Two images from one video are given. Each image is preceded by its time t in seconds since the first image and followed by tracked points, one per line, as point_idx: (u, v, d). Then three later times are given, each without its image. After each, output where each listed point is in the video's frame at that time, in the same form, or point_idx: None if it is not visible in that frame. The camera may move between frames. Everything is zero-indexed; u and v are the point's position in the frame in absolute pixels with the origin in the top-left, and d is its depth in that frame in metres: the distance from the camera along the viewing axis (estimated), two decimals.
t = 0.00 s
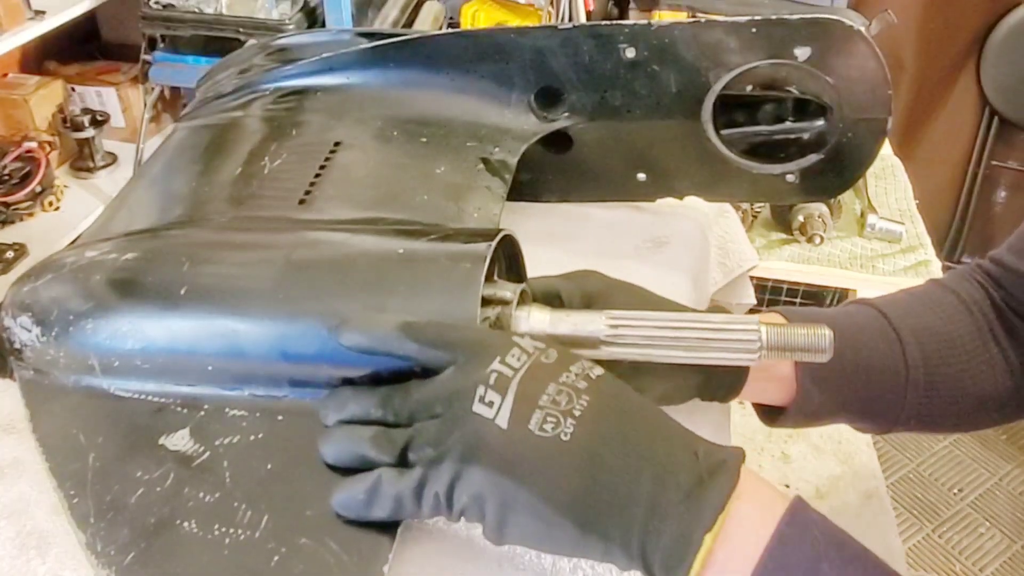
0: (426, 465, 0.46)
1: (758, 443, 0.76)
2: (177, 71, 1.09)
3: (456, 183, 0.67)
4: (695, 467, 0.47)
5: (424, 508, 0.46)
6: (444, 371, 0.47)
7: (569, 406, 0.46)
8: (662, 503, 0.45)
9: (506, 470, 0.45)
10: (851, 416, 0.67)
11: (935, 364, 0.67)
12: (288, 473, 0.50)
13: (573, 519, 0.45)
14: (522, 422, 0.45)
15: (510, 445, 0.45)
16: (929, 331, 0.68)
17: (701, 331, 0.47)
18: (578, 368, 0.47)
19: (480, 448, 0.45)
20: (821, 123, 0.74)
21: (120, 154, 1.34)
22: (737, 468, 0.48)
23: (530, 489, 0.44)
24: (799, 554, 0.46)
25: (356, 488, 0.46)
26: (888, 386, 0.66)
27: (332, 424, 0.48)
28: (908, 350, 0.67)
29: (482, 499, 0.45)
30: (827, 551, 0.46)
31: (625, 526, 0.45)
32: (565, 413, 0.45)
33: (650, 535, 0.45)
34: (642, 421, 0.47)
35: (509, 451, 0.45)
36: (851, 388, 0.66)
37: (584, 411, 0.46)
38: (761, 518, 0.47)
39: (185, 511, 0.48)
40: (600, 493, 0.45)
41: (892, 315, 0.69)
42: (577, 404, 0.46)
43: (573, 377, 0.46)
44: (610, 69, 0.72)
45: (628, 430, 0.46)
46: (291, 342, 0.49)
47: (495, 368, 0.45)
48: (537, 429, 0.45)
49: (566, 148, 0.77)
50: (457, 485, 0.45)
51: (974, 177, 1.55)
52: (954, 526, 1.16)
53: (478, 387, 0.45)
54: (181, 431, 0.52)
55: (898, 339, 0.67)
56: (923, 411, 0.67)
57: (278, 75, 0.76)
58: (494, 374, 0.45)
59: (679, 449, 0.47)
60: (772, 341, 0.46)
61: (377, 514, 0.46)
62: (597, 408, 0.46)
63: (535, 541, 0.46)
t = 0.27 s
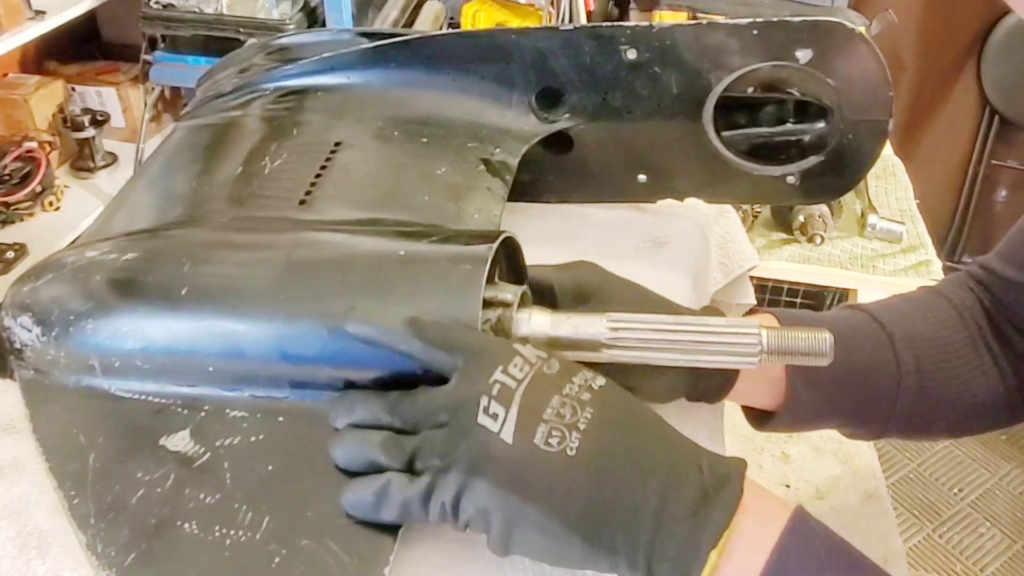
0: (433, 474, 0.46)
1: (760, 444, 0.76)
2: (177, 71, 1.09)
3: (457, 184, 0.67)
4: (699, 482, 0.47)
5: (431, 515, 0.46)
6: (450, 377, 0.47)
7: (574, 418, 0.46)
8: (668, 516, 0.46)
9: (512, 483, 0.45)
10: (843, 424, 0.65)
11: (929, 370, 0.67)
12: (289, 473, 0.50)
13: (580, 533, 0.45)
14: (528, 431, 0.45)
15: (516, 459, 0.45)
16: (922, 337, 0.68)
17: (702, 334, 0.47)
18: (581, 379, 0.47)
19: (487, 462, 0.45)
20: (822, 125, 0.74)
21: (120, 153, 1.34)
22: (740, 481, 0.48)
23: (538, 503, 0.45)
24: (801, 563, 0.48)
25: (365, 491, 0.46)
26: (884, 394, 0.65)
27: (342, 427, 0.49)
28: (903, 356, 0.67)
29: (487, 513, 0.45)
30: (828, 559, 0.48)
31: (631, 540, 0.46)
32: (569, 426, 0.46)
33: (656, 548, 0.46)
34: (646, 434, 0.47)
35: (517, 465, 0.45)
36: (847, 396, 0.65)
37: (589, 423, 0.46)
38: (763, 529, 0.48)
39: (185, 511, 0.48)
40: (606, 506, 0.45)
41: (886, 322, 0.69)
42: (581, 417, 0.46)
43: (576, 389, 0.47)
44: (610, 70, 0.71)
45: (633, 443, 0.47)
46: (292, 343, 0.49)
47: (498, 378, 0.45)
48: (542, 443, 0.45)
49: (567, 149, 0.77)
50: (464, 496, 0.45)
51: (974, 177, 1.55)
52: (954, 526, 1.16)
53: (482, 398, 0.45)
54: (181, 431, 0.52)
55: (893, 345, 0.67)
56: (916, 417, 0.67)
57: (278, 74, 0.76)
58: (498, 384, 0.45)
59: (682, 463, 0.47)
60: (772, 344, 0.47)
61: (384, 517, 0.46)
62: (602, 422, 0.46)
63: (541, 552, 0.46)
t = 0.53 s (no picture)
0: (446, 479, 0.46)
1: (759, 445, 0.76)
2: (177, 71, 1.09)
3: (457, 184, 0.67)
4: (711, 486, 0.47)
5: (442, 519, 0.47)
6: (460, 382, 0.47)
7: (584, 423, 0.46)
8: (678, 521, 0.46)
9: (522, 488, 0.45)
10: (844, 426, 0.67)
11: (930, 370, 0.67)
12: (289, 474, 0.50)
13: (592, 537, 0.45)
14: (538, 435, 0.45)
15: (526, 465, 0.45)
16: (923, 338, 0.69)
17: (703, 334, 0.47)
18: (590, 382, 0.47)
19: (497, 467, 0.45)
20: (824, 126, 0.74)
21: (120, 153, 1.34)
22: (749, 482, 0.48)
23: (548, 508, 0.45)
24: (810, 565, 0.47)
25: (378, 491, 0.46)
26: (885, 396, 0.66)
27: (354, 428, 0.49)
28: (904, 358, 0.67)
29: (499, 519, 0.45)
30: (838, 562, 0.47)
31: (639, 545, 0.46)
32: (580, 431, 0.46)
33: (667, 552, 0.46)
34: (657, 438, 0.47)
35: (527, 472, 0.45)
36: (849, 398, 0.66)
37: (599, 427, 0.46)
38: (772, 533, 0.48)
39: (186, 512, 0.48)
40: (617, 511, 0.46)
41: (888, 323, 0.69)
42: (592, 421, 0.46)
43: (586, 393, 0.46)
44: (611, 70, 0.72)
45: (643, 447, 0.47)
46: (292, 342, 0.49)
47: (507, 382, 0.45)
48: (552, 448, 0.45)
49: (566, 149, 0.77)
50: (475, 504, 0.46)
51: (974, 176, 1.54)
52: (955, 526, 1.16)
53: (491, 403, 0.45)
54: (181, 432, 0.52)
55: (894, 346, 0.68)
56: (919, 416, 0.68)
57: (279, 74, 0.76)
58: (507, 389, 0.45)
59: (693, 466, 0.47)
60: (773, 344, 0.47)
61: (397, 520, 0.47)
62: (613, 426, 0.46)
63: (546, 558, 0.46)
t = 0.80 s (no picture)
0: (423, 480, 0.45)
1: (757, 444, 0.73)
2: (177, 71, 1.09)
3: (457, 182, 0.67)
4: (701, 481, 0.44)
5: (423, 518, 0.46)
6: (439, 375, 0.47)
7: (558, 421, 0.44)
8: (662, 520, 0.43)
9: (494, 487, 0.43)
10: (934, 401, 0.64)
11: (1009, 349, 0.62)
12: (288, 472, 0.50)
13: (570, 536, 0.43)
14: (509, 435, 0.44)
15: (498, 464, 0.43)
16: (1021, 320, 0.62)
17: (702, 329, 0.47)
18: (568, 376, 0.45)
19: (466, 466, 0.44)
20: (821, 122, 0.74)
21: (120, 154, 1.34)
22: (738, 477, 0.45)
23: (521, 506, 0.43)
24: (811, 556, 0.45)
25: (370, 489, 0.47)
26: (969, 382, 0.62)
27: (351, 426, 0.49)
28: (1000, 346, 0.62)
29: (472, 520, 0.44)
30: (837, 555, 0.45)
31: (622, 542, 0.43)
32: (553, 429, 0.44)
33: (651, 550, 0.43)
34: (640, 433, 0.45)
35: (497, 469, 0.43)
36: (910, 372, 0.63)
37: (574, 425, 0.44)
38: (769, 520, 0.46)
39: (185, 510, 0.48)
40: (598, 508, 0.43)
41: (977, 302, 0.63)
42: (566, 419, 0.44)
43: (561, 389, 0.45)
44: (610, 68, 0.72)
45: (625, 441, 0.44)
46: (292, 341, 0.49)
47: (479, 380, 0.45)
48: (522, 448, 0.43)
49: (565, 148, 0.77)
50: (449, 505, 0.45)
51: (974, 176, 1.54)
52: (955, 526, 1.16)
53: (461, 402, 0.44)
54: (180, 431, 0.52)
55: (987, 328, 0.62)
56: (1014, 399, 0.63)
57: (278, 75, 0.76)
58: (478, 387, 0.45)
59: (684, 461, 0.44)
60: (772, 339, 0.47)
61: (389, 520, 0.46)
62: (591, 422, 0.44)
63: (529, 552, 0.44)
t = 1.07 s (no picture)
0: (439, 450, 0.45)
1: (757, 444, 0.73)
2: (176, 71, 1.09)
3: (456, 183, 0.67)
4: (704, 466, 0.44)
5: (438, 490, 0.45)
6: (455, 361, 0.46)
7: (576, 396, 0.44)
8: (664, 504, 0.43)
9: (505, 455, 0.43)
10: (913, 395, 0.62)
11: (1004, 333, 0.60)
12: (287, 473, 0.50)
13: (572, 512, 0.43)
14: (530, 403, 0.44)
15: (515, 432, 0.43)
16: (1004, 307, 0.60)
17: (702, 329, 0.48)
18: (586, 356, 0.45)
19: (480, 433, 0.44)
20: (821, 123, 0.74)
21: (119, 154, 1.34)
22: (738, 465, 0.45)
23: (529, 476, 0.43)
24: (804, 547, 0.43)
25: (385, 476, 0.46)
26: (947, 369, 0.60)
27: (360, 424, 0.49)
28: (980, 331, 0.60)
29: (487, 487, 0.43)
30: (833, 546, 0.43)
31: (618, 528, 0.43)
32: (572, 403, 0.44)
33: (649, 534, 0.43)
34: (650, 414, 0.45)
35: (509, 437, 0.43)
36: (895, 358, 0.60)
37: (592, 401, 0.44)
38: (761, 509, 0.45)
39: (184, 511, 0.48)
40: (602, 486, 0.43)
41: (954, 288, 0.62)
42: (584, 395, 0.44)
43: (581, 364, 0.45)
44: (609, 68, 0.72)
45: (635, 423, 0.44)
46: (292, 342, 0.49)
47: (503, 350, 0.45)
48: (545, 416, 0.44)
49: (564, 148, 0.77)
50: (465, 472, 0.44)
51: (974, 176, 1.54)
52: (955, 526, 1.16)
53: (487, 369, 0.44)
54: (180, 432, 0.52)
55: (963, 312, 0.60)
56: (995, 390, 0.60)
57: (278, 75, 0.76)
58: (503, 355, 0.44)
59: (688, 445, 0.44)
60: (771, 341, 0.47)
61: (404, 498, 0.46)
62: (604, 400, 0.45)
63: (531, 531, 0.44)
